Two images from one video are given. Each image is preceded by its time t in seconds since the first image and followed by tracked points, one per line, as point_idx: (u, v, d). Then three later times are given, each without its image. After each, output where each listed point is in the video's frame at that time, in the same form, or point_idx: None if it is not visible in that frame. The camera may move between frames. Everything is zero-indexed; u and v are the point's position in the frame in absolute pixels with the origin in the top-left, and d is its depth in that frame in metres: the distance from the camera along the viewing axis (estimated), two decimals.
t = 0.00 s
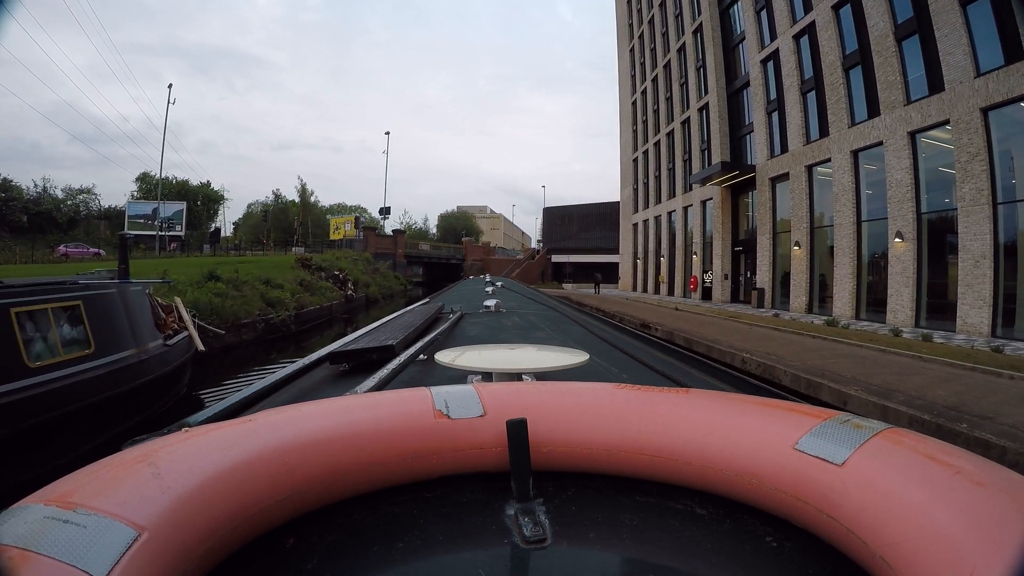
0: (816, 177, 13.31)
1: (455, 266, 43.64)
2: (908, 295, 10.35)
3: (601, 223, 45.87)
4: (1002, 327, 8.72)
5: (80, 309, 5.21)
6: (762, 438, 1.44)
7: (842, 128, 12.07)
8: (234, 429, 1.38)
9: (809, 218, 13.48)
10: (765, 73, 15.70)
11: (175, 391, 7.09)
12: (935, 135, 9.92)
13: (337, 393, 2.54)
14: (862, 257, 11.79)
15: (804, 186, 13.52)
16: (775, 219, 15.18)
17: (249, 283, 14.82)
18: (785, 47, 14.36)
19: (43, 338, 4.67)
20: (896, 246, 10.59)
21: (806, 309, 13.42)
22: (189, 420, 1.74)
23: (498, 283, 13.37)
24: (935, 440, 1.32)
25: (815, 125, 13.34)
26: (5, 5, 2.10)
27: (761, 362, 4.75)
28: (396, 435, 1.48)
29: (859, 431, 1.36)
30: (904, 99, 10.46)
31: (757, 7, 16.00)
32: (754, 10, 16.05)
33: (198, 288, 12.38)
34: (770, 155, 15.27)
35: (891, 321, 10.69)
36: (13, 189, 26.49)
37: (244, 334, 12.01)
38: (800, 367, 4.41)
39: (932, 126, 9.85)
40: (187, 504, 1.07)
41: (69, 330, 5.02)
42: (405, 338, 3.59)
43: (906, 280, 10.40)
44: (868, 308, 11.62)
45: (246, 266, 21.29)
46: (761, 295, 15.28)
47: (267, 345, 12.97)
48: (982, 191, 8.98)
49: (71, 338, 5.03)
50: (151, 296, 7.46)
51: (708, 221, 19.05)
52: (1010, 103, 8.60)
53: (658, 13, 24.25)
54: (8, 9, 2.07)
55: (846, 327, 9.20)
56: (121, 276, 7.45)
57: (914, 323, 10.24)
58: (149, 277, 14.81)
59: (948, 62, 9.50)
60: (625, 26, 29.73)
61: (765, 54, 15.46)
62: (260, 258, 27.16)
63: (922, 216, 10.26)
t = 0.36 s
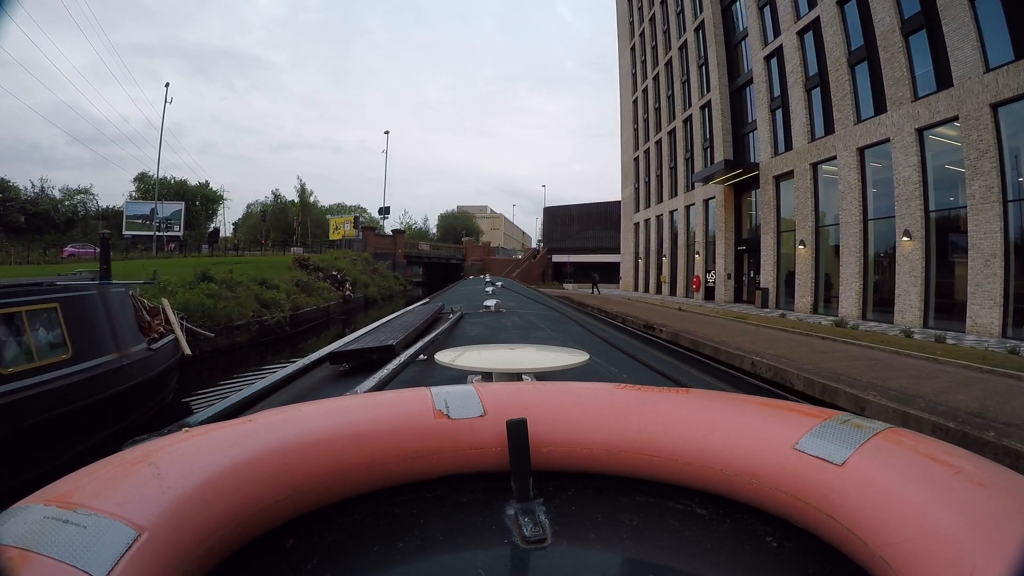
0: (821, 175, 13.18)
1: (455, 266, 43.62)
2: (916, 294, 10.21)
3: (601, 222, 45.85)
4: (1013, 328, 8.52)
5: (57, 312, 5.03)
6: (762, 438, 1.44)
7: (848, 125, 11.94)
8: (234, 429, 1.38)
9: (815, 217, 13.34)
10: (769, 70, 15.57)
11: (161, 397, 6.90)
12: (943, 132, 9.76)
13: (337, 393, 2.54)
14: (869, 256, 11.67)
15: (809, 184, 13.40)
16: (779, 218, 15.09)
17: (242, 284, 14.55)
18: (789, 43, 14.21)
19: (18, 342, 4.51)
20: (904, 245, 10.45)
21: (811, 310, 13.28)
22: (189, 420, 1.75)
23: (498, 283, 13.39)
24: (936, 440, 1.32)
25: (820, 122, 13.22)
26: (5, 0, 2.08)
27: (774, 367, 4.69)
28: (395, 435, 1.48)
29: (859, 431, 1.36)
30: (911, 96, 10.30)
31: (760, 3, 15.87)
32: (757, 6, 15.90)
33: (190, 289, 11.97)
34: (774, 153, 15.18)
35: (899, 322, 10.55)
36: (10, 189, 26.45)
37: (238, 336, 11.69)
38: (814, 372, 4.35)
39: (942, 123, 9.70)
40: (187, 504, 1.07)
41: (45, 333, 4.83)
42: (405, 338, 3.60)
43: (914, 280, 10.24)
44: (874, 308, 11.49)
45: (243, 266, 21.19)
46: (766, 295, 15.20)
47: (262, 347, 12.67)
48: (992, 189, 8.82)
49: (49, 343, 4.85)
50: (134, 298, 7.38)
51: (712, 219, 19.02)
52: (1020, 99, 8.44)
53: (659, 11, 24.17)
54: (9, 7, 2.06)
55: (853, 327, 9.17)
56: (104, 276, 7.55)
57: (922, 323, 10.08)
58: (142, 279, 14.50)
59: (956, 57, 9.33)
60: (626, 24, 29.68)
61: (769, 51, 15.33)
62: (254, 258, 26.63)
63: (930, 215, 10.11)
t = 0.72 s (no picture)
0: (826, 173, 13.00)
1: (455, 266, 43.65)
2: (924, 294, 9.99)
3: (602, 222, 45.84)
4: None
5: (32, 314, 4.74)
6: (762, 437, 1.44)
7: (854, 122, 11.75)
8: (234, 429, 1.38)
9: (820, 217, 13.16)
10: (772, 67, 15.41)
11: (145, 402, 6.52)
12: (952, 130, 9.57)
13: (338, 392, 2.54)
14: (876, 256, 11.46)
15: (814, 181, 13.21)
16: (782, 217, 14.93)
17: (237, 284, 14.32)
18: (793, 40, 14.07)
19: None
20: (912, 244, 10.22)
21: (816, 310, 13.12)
22: (189, 420, 1.75)
23: (498, 283, 13.41)
24: (936, 440, 1.32)
25: (825, 120, 13.06)
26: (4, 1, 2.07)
27: (786, 370, 4.49)
28: (395, 434, 1.48)
29: (859, 431, 1.37)
30: (919, 92, 10.10)
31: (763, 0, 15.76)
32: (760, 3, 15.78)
33: (182, 290, 11.66)
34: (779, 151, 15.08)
35: (907, 322, 10.36)
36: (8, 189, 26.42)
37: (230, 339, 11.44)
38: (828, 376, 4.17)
39: (951, 119, 9.50)
40: (188, 504, 1.07)
41: (21, 337, 4.58)
42: (405, 338, 3.60)
43: (923, 280, 10.03)
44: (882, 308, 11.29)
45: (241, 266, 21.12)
46: (770, 295, 15.11)
47: (256, 349, 12.42)
48: (1002, 187, 8.63)
49: (25, 347, 4.59)
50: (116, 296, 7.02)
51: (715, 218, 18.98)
52: None
53: (661, 9, 24.11)
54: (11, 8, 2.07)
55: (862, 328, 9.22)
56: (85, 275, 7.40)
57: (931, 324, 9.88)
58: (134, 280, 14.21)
59: (965, 52, 9.19)
60: (626, 23, 29.67)
61: (772, 48, 15.21)
62: (258, 258, 27.41)
63: (939, 212, 9.88)
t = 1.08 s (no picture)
0: (832, 172, 12.87)
1: (455, 266, 43.65)
2: (933, 294, 9.83)
3: (602, 221, 45.81)
4: None
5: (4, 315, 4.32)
6: (762, 438, 1.44)
7: (861, 120, 11.58)
8: (235, 429, 1.38)
9: (825, 216, 13.01)
10: (777, 64, 15.36)
11: (128, 409, 6.00)
12: (961, 128, 9.39)
13: (338, 393, 2.54)
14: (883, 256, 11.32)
15: (819, 180, 13.07)
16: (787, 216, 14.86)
17: (230, 284, 14.09)
18: (797, 36, 14.00)
19: None
20: (920, 243, 10.06)
21: (822, 311, 13.03)
22: (189, 420, 1.75)
23: (498, 283, 13.41)
24: (935, 440, 1.32)
25: (831, 117, 12.92)
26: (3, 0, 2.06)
27: (798, 375, 4.46)
28: (395, 434, 1.48)
29: (858, 431, 1.37)
30: (928, 89, 9.92)
31: None
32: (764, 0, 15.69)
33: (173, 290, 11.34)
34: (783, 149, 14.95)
35: (915, 324, 10.19)
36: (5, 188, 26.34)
37: (223, 340, 11.14)
38: (842, 381, 4.12)
39: (960, 116, 9.32)
40: (187, 504, 1.07)
41: None
42: (405, 338, 3.59)
43: (932, 280, 9.87)
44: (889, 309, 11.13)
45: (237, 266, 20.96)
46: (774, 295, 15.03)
47: (250, 351, 12.17)
48: (1014, 185, 8.48)
49: None
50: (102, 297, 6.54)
51: (718, 217, 18.95)
52: None
53: (664, 7, 24.04)
54: (10, 8, 2.07)
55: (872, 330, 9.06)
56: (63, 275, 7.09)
57: (940, 326, 9.72)
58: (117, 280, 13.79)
59: (975, 48, 8.98)
60: (628, 22, 29.64)
61: (776, 45, 15.14)
62: (258, 258, 27.53)
63: (948, 211, 9.71)
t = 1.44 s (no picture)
0: (838, 171, 12.84)
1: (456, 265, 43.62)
2: (942, 295, 9.74)
3: (602, 221, 45.82)
4: None
5: None
6: (763, 438, 1.44)
7: (868, 118, 11.54)
8: (235, 429, 1.38)
9: (831, 216, 12.98)
10: (781, 62, 15.35)
11: (115, 412, 6.01)
12: (970, 126, 9.37)
13: (338, 392, 2.54)
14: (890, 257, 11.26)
15: (825, 179, 13.04)
16: (791, 216, 14.84)
17: (225, 284, 14.07)
18: (802, 33, 13.97)
19: None
20: (929, 243, 9.97)
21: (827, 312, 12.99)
22: (190, 420, 1.75)
23: (498, 283, 13.41)
24: (934, 440, 1.32)
25: (836, 115, 12.89)
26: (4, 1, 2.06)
27: (812, 380, 4.27)
28: (395, 435, 1.48)
29: (859, 431, 1.37)
30: (936, 86, 9.87)
31: None
32: None
33: (164, 291, 11.30)
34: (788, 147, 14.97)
35: (923, 325, 10.09)
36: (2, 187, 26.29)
37: (215, 343, 11.05)
38: (858, 386, 3.95)
39: (970, 114, 9.26)
40: (187, 505, 1.07)
41: None
42: (405, 338, 3.59)
43: (940, 280, 9.78)
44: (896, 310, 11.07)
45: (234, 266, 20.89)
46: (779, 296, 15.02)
47: (244, 353, 12.08)
48: None
49: None
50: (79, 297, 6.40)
51: (721, 216, 18.92)
52: None
53: (667, 5, 24.02)
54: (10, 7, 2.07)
55: (882, 332, 8.94)
56: (40, 275, 7.03)
57: (949, 327, 9.62)
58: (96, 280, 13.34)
59: (985, 45, 8.95)
60: (630, 21, 29.63)
61: (781, 42, 15.13)
62: (258, 257, 27.51)
63: (958, 211, 9.62)
